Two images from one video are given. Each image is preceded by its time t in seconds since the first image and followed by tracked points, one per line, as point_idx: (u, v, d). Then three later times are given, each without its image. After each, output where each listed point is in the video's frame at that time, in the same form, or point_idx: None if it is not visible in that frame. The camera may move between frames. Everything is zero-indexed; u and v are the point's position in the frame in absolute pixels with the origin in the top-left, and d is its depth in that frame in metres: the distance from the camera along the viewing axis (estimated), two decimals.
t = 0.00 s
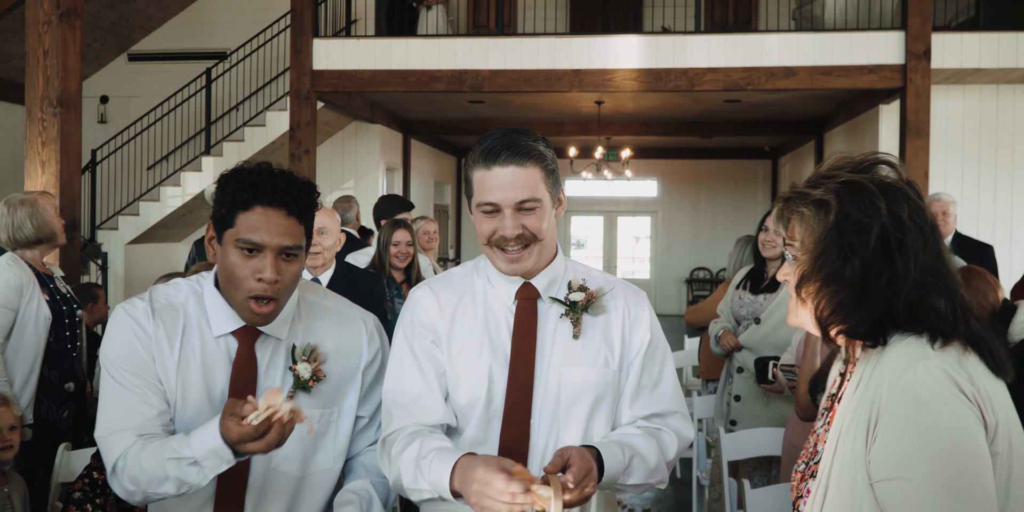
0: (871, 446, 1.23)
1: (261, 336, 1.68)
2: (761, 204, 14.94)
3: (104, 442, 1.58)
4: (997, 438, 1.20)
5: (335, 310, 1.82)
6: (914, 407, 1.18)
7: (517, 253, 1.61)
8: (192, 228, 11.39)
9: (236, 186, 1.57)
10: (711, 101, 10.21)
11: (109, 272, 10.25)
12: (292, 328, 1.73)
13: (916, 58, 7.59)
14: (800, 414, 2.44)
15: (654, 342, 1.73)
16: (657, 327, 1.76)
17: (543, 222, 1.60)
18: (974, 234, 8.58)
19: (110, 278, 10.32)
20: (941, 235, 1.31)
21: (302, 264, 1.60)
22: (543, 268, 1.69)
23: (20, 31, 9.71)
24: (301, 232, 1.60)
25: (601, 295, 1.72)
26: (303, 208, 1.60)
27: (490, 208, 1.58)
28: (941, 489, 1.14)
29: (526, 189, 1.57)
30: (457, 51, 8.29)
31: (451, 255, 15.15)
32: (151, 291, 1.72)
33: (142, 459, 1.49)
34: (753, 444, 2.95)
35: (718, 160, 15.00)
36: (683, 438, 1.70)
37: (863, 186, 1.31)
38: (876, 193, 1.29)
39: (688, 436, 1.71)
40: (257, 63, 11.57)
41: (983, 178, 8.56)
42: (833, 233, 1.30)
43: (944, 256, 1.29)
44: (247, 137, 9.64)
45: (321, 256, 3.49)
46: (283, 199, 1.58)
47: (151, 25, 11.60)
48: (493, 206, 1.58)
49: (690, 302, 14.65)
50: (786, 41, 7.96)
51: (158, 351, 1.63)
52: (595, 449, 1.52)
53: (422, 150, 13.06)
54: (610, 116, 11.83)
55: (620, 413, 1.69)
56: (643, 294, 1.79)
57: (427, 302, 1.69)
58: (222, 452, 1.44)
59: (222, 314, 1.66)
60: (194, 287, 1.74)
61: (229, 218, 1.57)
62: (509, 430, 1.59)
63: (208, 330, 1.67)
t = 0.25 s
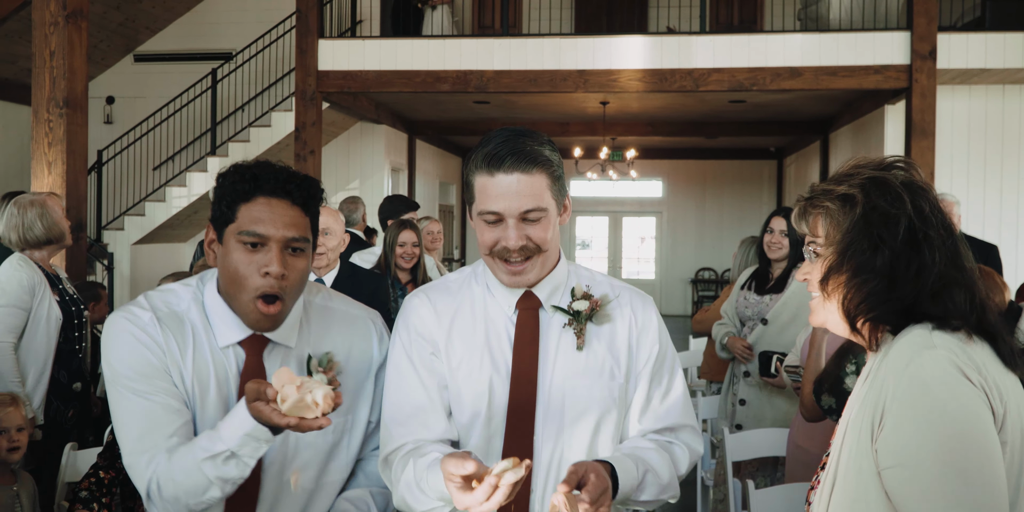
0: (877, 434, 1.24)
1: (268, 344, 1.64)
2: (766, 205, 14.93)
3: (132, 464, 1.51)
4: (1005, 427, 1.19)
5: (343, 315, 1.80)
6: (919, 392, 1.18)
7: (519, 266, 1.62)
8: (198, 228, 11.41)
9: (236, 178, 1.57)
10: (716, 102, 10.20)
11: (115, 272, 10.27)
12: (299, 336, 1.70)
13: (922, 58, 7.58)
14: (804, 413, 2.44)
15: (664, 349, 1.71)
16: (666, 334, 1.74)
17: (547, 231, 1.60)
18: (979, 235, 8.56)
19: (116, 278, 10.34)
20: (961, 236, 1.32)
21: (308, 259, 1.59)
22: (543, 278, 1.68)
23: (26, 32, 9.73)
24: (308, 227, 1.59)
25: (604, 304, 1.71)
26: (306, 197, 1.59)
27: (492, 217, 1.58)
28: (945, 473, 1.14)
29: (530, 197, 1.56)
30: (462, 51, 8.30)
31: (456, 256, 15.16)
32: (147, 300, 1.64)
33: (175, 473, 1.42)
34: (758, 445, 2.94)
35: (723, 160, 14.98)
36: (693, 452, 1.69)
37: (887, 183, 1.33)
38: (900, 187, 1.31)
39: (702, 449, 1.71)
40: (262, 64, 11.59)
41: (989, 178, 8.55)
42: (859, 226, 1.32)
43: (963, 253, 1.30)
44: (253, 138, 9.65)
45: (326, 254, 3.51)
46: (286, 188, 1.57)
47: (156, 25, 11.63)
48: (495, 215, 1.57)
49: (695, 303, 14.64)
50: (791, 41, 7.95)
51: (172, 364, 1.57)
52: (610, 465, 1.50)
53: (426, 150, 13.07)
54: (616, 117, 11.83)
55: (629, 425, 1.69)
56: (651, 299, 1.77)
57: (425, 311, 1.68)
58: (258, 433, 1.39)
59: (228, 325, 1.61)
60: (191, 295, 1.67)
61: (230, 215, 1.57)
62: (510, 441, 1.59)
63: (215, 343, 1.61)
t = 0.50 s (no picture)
0: (879, 424, 1.25)
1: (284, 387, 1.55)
2: (772, 205, 14.91)
3: None
4: (1005, 416, 1.19)
5: (367, 353, 1.70)
6: (914, 380, 1.19)
7: (514, 319, 1.39)
8: (203, 228, 11.43)
9: (246, 213, 1.46)
10: (721, 102, 10.19)
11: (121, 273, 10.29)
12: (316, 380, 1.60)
13: (928, 58, 7.56)
14: (807, 413, 2.44)
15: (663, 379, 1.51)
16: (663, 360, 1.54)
17: (542, 274, 1.38)
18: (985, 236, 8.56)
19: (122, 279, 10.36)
20: (971, 233, 1.32)
21: (329, 299, 1.48)
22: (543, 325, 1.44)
23: (33, 33, 9.76)
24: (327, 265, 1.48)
25: (602, 349, 1.48)
26: (324, 232, 1.49)
27: (483, 257, 1.36)
28: (941, 458, 1.15)
29: (524, 235, 1.36)
30: (467, 52, 8.30)
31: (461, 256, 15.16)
32: (152, 346, 1.54)
33: None
34: (763, 445, 2.94)
35: (729, 161, 14.97)
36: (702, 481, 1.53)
37: (891, 183, 1.34)
38: (902, 188, 1.32)
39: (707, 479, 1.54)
40: (268, 64, 11.61)
41: (995, 179, 8.53)
42: (864, 224, 1.33)
43: (970, 249, 1.30)
44: (259, 138, 9.67)
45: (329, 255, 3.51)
46: (302, 223, 1.47)
47: (162, 26, 11.66)
48: (486, 254, 1.36)
49: (700, 304, 14.63)
50: (796, 41, 7.95)
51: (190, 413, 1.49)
52: None
53: (432, 151, 13.08)
54: (621, 117, 11.82)
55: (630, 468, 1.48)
56: (646, 323, 1.56)
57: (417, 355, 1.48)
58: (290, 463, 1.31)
59: (243, 374, 1.51)
60: (199, 338, 1.58)
61: (242, 253, 1.45)
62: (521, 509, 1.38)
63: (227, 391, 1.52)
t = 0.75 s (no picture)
0: (884, 421, 1.26)
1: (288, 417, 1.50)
2: (777, 205, 14.90)
3: None
4: (1009, 414, 1.20)
5: (377, 373, 1.70)
6: (921, 377, 1.20)
7: (507, 392, 1.40)
8: (208, 228, 11.45)
9: (251, 235, 1.42)
10: (726, 102, 10.18)
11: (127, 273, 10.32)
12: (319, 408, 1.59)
13: (934, 58, 7.56)
14: (812, 414, 2.44)
15: (666, 421, 1.52)
16: (665, 401, 1.55)
17: (536, 343, 1.38)
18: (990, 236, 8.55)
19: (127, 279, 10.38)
20: (970, 230, 1.31)
21: (341, 323, 1.43)
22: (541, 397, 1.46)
23: (40, 33, 9.78)
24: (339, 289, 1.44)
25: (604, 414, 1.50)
26: (335, 254, 1.45)
27: (474, 326, 1.37)
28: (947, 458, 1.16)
29: (515, 302, 1.36)
30: (472, 52, 8.31)
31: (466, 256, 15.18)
32: (149, 373, 1.48)
33: None
34: (767, 446, 2.94)
35: (734, 161, 14.95)
36: None
37: (880, 187, 1.33)
38: (890, 192, 1.31)
39: None
40: (273, 65, 11.63)
41: (1001, 179, 8.52)
42: (853, 233, 1.31)
43: (972, 248, 1.29)
44: (264, 138, 9.69)
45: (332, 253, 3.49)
46: (312, 245, 1.43)
47: (168, 27, 11.69)
48: (477, 323, 1.37)
49: (705, 304, 14.62)
50: (802, 41, 7.95)
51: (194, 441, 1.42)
52: None
53: (437, 151, 13.09)
54: (626, 117, 11.82)
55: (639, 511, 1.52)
56: (649, 369, 1.57)
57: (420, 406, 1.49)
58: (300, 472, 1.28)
59: (249, 405, 1.45)
60: (198, 365, 1.52)
61: (247, 278, 1.42)
62: None
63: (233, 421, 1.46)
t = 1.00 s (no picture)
0: (877, 421, 1.26)
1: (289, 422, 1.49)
2: (782, 205, 14.88)
3: None
4: (1002, 421, 1.20)
5: (380, 381, 1.70)
6: (915, 378, 1.20)
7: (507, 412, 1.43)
8: (214, 229, 11.47)
9: (246, 241, 1.42)
10: (731, 102, 10.17)
11: (132, 273, 10.34)
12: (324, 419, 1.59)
13: (939, 58, 7.55)
14: (816, 414, 2.44)
15: (666, 439, 1.56)
16: (666, 413, 1.59)
17: (536, 365, 1.42)
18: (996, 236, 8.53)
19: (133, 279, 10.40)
20: (980, 226, 1.29)
21: (342, 326, 1.43)
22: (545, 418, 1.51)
23: (46, 34, 9.81)
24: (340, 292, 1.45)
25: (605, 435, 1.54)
26: (333, 255, 1.46)
27: (473, 350, 1.41)
28: (932, 459, 1.16)
29: (513, 325, 1.41)
30: (477, 52, 8.32)
31: (471, 256, 15.18)
32: (147, 385, 1.47)
33: None
34: (770, 447, 2.94)
35: (739, 161, 14.94)
36: None
37: (880, 188, 1.33)
38: (889, 193, 1.31)
39: None
40: (278, 65, 11.65)
41: (1007, 179, 8.50)
42: (853, 238, 1.34)
43: (978, 249, 1.28)
44: (269, 139, 9.70)
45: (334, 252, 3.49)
46: (309, 247, 1.44)
47: (173, 28, 11.71)
48: (476, 346, 1.41)
49: (710, 304, 14.62)
50: (806, 41, 7.94)
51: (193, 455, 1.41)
52: None
53: (442, 152, 13.09)
54: (631, 117, 11.82)
55: None
56: (649, 382, 1.61)
57: (426, 425, 1.50)
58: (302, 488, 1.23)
59: (250, 415, 1.44)
60: (197, 375, 1.51)
61: (245, 284, 1.41)
62: None
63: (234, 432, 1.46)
